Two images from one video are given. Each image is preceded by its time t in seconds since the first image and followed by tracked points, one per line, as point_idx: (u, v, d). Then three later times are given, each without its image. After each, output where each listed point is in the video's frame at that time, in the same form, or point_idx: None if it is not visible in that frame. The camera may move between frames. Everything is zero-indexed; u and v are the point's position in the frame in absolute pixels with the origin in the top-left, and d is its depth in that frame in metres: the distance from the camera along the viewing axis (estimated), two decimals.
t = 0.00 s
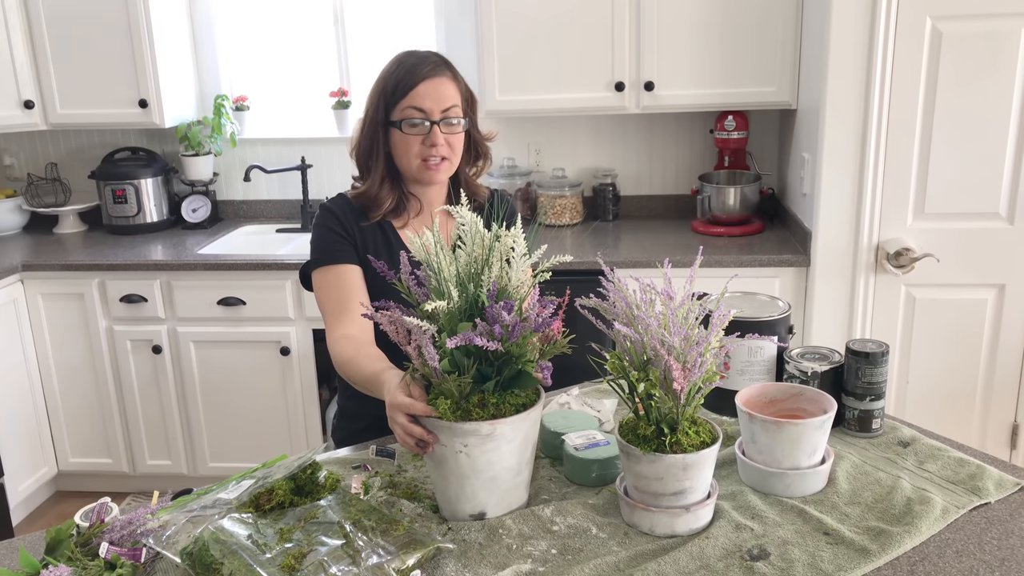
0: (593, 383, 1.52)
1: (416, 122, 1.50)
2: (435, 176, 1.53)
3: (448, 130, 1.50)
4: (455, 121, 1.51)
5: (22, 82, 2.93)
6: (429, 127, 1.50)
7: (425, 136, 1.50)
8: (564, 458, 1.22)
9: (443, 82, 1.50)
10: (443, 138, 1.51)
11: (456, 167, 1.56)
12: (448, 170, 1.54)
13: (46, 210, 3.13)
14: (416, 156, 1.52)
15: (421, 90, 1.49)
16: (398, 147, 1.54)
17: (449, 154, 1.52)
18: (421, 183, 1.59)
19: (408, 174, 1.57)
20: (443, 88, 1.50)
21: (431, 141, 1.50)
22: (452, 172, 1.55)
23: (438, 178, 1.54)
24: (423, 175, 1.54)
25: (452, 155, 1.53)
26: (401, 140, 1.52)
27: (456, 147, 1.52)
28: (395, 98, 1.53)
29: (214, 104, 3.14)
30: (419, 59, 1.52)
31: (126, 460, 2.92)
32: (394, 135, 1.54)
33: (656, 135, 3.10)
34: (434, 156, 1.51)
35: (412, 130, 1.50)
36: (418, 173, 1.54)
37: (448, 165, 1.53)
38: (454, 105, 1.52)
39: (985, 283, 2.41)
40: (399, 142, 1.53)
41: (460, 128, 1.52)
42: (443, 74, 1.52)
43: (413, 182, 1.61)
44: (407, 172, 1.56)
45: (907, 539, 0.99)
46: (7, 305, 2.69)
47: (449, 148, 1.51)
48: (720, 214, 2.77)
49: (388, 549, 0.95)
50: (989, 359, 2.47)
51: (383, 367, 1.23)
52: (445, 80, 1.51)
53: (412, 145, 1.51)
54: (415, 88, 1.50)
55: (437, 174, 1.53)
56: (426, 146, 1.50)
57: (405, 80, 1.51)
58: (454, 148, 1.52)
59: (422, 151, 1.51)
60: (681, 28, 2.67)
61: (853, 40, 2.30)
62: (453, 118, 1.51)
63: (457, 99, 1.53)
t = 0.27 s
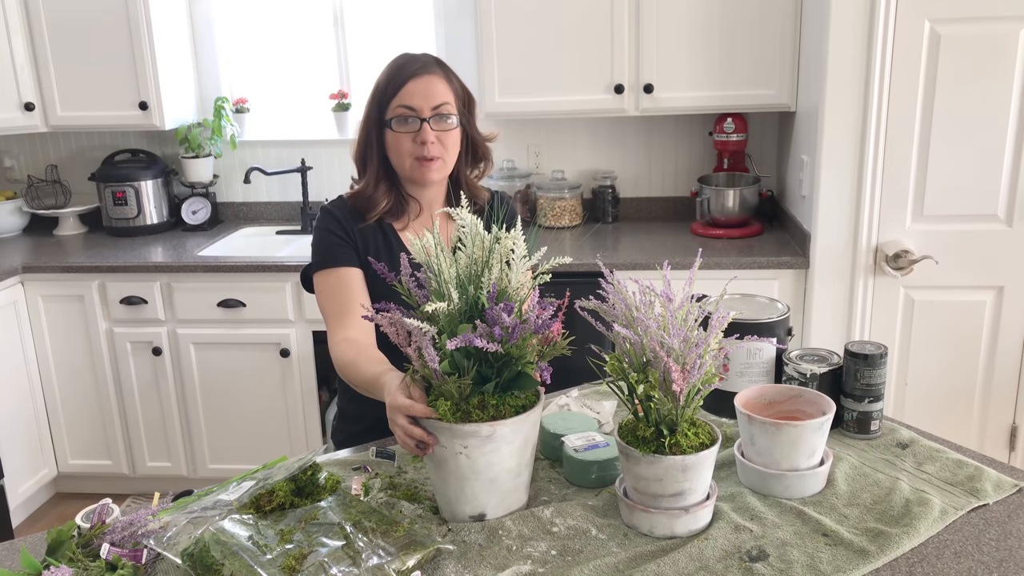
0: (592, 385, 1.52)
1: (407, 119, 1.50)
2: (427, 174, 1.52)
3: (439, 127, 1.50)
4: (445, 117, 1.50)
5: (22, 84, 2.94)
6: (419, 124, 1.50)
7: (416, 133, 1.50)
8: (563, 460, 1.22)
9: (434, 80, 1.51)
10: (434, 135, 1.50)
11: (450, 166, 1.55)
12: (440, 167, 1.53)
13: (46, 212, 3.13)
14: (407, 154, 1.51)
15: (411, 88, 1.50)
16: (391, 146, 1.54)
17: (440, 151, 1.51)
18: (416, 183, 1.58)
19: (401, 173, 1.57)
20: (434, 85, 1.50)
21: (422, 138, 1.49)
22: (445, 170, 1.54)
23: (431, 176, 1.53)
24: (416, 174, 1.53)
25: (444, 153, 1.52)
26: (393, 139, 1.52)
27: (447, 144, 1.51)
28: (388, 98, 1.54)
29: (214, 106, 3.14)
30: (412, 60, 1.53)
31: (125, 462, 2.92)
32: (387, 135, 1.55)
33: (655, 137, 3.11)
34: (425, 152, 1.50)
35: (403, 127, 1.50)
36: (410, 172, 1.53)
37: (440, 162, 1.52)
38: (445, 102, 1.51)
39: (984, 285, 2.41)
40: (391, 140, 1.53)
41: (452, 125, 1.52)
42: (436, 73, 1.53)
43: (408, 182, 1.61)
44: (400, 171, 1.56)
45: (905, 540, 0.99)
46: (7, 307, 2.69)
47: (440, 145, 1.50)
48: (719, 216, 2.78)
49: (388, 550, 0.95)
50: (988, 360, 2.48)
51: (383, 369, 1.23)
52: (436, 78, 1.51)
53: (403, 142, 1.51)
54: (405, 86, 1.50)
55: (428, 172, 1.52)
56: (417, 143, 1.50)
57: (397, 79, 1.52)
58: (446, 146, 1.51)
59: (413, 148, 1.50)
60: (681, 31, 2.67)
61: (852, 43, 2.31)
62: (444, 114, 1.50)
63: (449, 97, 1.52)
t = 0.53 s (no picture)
0: (592, 386, 1.52)
1: (399, 116, 1.50)
2: (419, 170, 1.52)
3: (430, 122, 1.50)
4: (436, 113, 1.50)
5: (23, 87, 2.95)
6: (410, 120, 1.50)
7: (407, 129, 1.50)
8: (564, 462, 1.22)
9: (426, 78, 1.51)
10: (425, 131, 1.50)
11: (443, 163, 1.54)
12: (433, 164, 1.52)
13: (47, 214, 3.14)
14: (399, 150, 1.51)
15: (403, 85, 1.51)
16: (385, 145, 1.54)
17: (431, 147, 1.50)
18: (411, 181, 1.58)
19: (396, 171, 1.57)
20: (426, 82, 1.51)
21: (412, 133, 1.49)
22: (438, 167, 1.53)
23: (424, 173, 1.53)
24: (408, 170, 1.53)
25: (436, 148, 1.51)
26: (387, 137, 1.53)
27: (438, 139, 1.50)
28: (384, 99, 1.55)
29: (215, 108, 3.15)
30: (408, 64, 1.55)
31: (126, 464, 2.93)
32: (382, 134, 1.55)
33: (654, 139, 3.11)
34: (417, 149, 1.50)
35: (395, 123, 1.50)
36: (403, 169, 1.53)
37: (432, 158, 1.51)
38: (437, 99, 1.51)
39: (983, 287, 2.42)
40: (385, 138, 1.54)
41: (444, 121, 1.51)
42: (429, 72, 1.53)
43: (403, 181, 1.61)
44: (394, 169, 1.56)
45: (904, 542, 1.00)
46: (8, 309, 2.70)
47: (431, 141, 1.50)
48: (719, 218, 2.78)
49: (389, 551, 0.96)
50: (987, 363, 2.48)
51: (384, 371, 1.24)
52: (429, 77, 1.52)
53: (395, 139, 1.51)
54: (398, 84, 1.51)
55: (420, 168, 1.51)
56: (408, 139, 1.50)
57: (392, 80, 1.54)
58: (437, 141, 1.50)
59: (404, 144, 1.50)
60: (681, 33, 2.68)
61: (852, 46, 2.31)
62: (435, 111, 1.50)
63: (442, 94, 1.52)
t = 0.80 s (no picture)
0: (593, 387, 1.53)
1: (400, 119, 1.51)
2: (422, 174, 1.52)
3: (431, 125, 1.50)
4: (437, 115, 1.50)
5: (25, 88, 2.95)
6: (411, 123, 1.50)
7: (408, 132, 1.50)
8: (565, 462, 1.23)
9: (427, 80, 1.52)
10: (426, 133, 1.50)
11: (446, 166, 1.54)
12: (435, 167, 1.52)
13: (49, 215, 3.14)
14: (401, 154, 1.52)
15: (404, 88, 1.51)
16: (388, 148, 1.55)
17: (433, 150, 1.50)
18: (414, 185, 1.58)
19: (399, 175, 1.57)
20: (426, 85, 1.51)
21: (413, 136, 1.49)
22: (440, 169, 1.53)
23: (426, 176, 1.53)
24: (411, 173, 1.53)
25: (437, 151, 1.51)
26: (389, 141, 1.53)
27: (440, 142, 1.50)
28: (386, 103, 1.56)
29: (216, 110, 3.15)
30: (410, 66, 1.56)
31: (127, 465, 2.93)
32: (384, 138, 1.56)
33: (655, 140, 3.11)
34: (419, 152, 1.50)
35: (396, 127, 1.51)
36: (406, 172, 1.53)
37: (434, 161, 1.51)
38: (438, 101, 1.51)
39: (984, 288, 2.42)
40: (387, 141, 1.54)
41: (445, 124, 1.51)
42: (430, 74, 1.54)
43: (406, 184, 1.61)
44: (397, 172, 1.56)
45: (905, 542, 1.00)
46: (10, 310, 2.70)
47: (433, 144, 1.50)
48: (720, 220, 2.78)
49: (390, 551, 0.96)
50: (988, 364, 2.48)
51: (386, 372, 1.24)
52: (429, 79, 1.52)
53: (397, 142, 1.51)
54: (399, 87, 1.52)
55: (422, 171, 1.51)
56: (409, 142, 1.50)
57: (393, 83, 1.54)
58: (438, 144, 1.50)
59: (406, 147, 1.50)
60: (682, 35, 2.68)
61: (852, 47, 2.32)
62: (436, 113, 1.50)
63: (442, 97, 1.53)
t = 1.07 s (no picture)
0: (593, 388, 1.53)
1: (403, 120, 1.51)
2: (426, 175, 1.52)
3: (434, 126, 1.50)
4: (440, 117, 1.51)
5: (26, 89, 2.96)
6: (415, 124, 1.50)
7: (412, 133, 1.50)
8: (565, 463, 1.23)
9: (429, 82, 1.52)
10: (430, 134, 1.50)
11: (449, 167, 1.54)
12: (439, 167, 1.52)
13: (50, 216, 3.14)
14: (404, 155, 1.52)
15: (407, 90, 1.52)
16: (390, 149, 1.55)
17: (436, 151, 1.50)
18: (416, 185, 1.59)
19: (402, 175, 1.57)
20: (428, 86, 1.52)
21: (417, 137, 1.49)
22: (443, 171, 1.53)
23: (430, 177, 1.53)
24: (414, 174, 1.53)
25: (441, 152, 1.51)
26: (392, 142, 1.53)
27: (443, 143, 1.51)
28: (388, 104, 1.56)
29: (217, 111, 3.16)
30: (411, 67, 1.56)
31: (127, 465, 2.93)
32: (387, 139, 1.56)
33: (656, 141, 3.12)
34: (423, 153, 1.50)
35: (399, 128, 1.51)
36: (409, 173, 1.54)
37: (438, 162, 1.52)
38: (440, 102, 1.52)
39: (985, 289, 2.42)
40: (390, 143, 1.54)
41: (448, 124, 1.52)
42: (432, 75, 1.54)
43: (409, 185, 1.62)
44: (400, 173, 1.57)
45: (904, 543, 1.00)
46: (11, 310, 2.70)
47: (436, 145, 1.50)
48: (720, 221, 2.78)
49: (390, 551, 0.96)
50: (988, 365, 2.48)
51: (386, 372, 1.24)
52: (431, 80, 1.53)
53: (400, 143, 1.51)
54: (401, 89, 1.52)
55: (426, 172, 1.52)
56: (413, 143, 1.50)
57: (395, 84, 1.55)
58: (442, 144, 1.51)
59: (409, 148, 1.50)
60: (682, 36, 2.69)
61: (853, 49, 2.32)
62: (439, 114, 1.51)
63: (445, 98, 1.53)
